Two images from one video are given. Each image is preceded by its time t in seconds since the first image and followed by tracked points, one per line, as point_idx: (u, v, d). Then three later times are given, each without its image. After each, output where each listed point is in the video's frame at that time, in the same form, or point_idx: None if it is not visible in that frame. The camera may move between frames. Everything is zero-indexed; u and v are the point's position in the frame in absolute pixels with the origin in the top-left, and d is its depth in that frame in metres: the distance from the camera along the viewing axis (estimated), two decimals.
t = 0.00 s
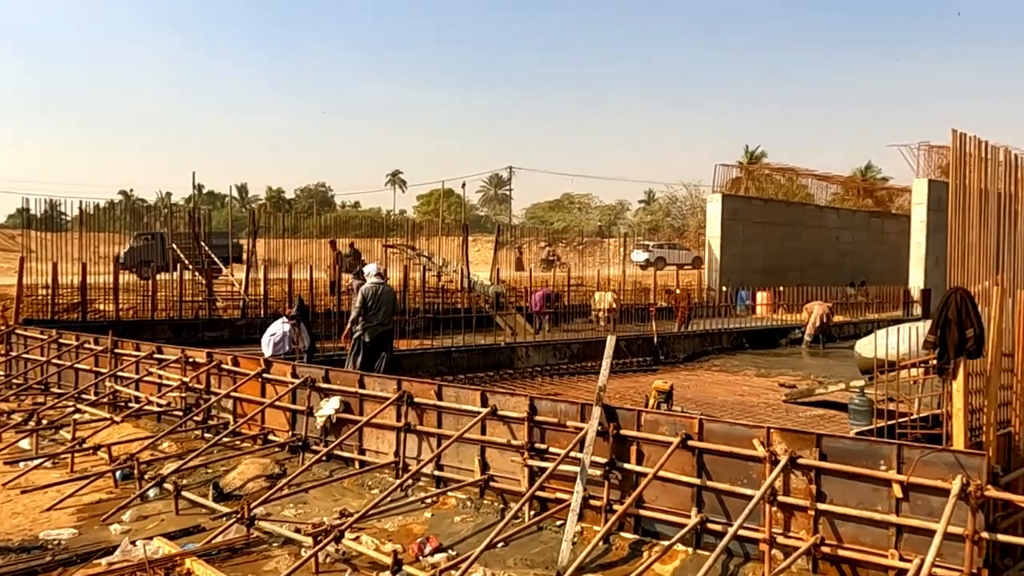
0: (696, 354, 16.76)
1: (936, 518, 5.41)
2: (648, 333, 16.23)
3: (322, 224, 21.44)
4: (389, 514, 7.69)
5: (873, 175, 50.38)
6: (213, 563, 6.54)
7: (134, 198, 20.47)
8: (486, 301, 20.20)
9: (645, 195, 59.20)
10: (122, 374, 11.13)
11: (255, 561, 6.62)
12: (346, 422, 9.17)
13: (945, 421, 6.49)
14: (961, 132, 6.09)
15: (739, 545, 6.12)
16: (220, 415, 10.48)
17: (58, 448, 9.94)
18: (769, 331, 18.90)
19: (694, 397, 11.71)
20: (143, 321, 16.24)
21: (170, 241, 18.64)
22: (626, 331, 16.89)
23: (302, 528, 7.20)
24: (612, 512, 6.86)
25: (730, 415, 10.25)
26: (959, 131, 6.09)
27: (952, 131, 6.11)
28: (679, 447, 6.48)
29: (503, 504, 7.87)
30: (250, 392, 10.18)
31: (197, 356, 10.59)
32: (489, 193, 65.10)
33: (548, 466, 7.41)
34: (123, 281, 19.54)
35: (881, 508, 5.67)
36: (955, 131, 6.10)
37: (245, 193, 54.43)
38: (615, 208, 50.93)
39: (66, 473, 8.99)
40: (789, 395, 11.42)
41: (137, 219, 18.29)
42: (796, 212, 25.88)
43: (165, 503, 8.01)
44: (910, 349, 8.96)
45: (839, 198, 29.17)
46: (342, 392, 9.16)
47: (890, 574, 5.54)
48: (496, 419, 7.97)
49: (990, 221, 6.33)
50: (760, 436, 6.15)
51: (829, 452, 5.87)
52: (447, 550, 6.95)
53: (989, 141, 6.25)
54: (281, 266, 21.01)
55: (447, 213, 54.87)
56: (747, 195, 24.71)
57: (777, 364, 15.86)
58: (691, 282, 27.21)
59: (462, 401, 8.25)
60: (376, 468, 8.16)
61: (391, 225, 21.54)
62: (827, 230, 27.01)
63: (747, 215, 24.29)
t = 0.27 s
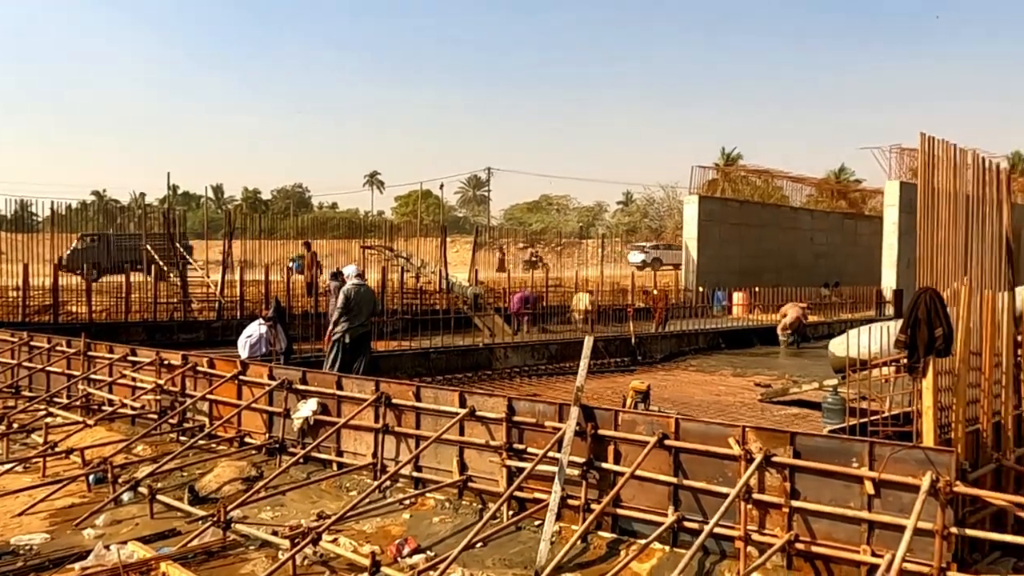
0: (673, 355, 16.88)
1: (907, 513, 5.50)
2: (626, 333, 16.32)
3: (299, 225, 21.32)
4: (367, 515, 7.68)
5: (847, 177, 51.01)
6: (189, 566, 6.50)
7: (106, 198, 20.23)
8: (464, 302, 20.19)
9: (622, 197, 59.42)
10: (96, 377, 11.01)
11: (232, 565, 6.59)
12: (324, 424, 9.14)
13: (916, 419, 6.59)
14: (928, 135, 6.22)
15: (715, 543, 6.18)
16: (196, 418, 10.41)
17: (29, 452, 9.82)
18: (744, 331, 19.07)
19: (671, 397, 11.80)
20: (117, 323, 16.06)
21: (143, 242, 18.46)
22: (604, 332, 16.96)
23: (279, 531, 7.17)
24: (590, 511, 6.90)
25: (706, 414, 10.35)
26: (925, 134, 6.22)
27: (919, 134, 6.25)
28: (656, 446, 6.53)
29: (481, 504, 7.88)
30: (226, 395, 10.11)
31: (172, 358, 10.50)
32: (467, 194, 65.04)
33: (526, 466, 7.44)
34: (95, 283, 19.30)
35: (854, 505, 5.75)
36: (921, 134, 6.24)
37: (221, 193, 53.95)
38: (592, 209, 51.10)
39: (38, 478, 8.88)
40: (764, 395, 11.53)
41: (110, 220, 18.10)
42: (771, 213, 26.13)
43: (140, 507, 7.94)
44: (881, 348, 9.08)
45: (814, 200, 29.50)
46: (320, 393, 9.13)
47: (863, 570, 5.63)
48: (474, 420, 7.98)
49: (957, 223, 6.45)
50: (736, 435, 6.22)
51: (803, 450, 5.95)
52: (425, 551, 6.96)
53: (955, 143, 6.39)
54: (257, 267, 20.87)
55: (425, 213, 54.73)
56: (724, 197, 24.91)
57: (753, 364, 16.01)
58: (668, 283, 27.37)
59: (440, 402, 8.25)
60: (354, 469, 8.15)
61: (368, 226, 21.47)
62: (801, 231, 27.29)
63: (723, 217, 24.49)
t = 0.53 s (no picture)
0: (650, 355, 16.97)
1: (880, 511, 5.58)
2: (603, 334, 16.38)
3: (275, 225, 21.18)
4: (344, 518, 7.65)
5: (821, 178, 51.57)
6: (163, 571, 6.44)
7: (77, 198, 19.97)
8: (442, 304, 20.17)
9: (600, 198, 59.64)
10: (67, 380, 10.88)
11: (207, 569, 6.54)
12: (301, 426, 9.10)
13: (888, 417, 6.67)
14: (900, 138, 6.31)
15: (692, 541, 6.23)
16: (169, 421, 10.31)
17: None
18: (720, 331, 19.22)
19: (648, 397, 11.87)
20: (89, 325, 15.85)
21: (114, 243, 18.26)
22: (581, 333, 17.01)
23: (255, 534, 7.12)
24: (568, 511, 6.92)
25: (683, 414, 10.42)
26: (896, 137, 6.31)
27: (891, 136, 6.34)
28: (633, 446, 6.57)
29: (459, 505, 7.88)
30: (201, 397, 10.03)
31: (145, 360, 10.40)
32: (445, 195, 64.91)
33: (504, 467, 7.46)
34: (66, 284, 19.03)
35: (828, 502, 5.83)
36: (893, 137, 6.33)
37: (196, 194, 53.45)
38: (570, 210, 51.19)
39: (7, 482, 8.75)
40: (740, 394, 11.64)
41: (81, 220, 17.84)
42: (747, 214, 26.35)
43: (112, 511, 7.86)
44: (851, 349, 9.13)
45: (789, 202, 29.79)
46: (296, 395, 9.09)
47: (836, 567, 5.70)
48: (452, 421, 7.98)
49: (928, 224, 6.55)
50: (712, 434, 6.27)
51: (778, 448, 6.01)
52: (403, 553, 6.94)
53: (926, 146, 6.49)
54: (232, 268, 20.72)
55: (403, 214, 54.55)
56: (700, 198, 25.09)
57: (728, 364, 16.14)
58: (645, 283, 27.51)
59: (418, 403, 8.25)
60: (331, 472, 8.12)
61: (345, 227, 21.39)
62: (776, 232, 27.54)
63: (699, 218, 24.66)
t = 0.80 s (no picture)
0: (631, 355, 17.03)
1: (857, 508, 5.63)
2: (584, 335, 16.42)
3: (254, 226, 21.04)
4: (324, 520, 7.61)
5: (800, 180, 52.03)
6: None
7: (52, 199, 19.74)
8: (423, 304, 20.13)
9: (581, 199, 59.78)
10: (42, 383, 10.74)
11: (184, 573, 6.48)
12: (280, 428, 9.04)
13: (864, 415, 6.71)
14: (875, 140, 6.38)
15: (672, 540, 6.26)
16: (147, 423, 10.21)
17: None
18: (700, 331, 19.33)
19: (629, 397, 11.91)
20: (64, 327, 15.64)
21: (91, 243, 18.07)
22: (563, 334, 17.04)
23: (233, 537, 7.07)
24: (549, 511, 6.93)
25: (663, 414, 10.46)
26: (873, 139, 6.38)
27: (867, 139, 6.40)
28: (613, 446, 6.58)
29: (440, 507, 7.87)
30: (179, 399, 9.94)
31: (121, 363, 10.30)
32: (427, 195, 64.72)
33: (484, 467, 7.45)
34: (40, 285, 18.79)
35: (806, 500, 5.87)
36: (869, 139, 6.39)
37: (174, 194, 52.94)
38: (551, 211, 51.25)
39: None
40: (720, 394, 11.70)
41: (57, 220, 17.62)
42: (727, 215, 26.51)
43: (88, 516, 7.77)
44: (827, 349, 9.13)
45: (769, 203, 30.00)
46: (276, 397, 9.04)
47: (814, 564, 5.75)
48: (433, 422, 7.96)
49: (903, 225, 6.62)
50: (691, 434, 6.29)
51: (757, 447, 6.05)
52: (383, 555, 6.92)
53: (901, 148, 6.56)
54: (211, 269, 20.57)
55: (383, 214, 54.32)
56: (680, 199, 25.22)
57: (708, 364, 16.23)
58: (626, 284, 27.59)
59: (399, 405, 8.23)
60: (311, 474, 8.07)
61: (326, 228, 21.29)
62: (756, 233, 27.73)
63: (680, 218, 24.78)
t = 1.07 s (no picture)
0: (610, 355, 17.09)
1: (833, 506, 5.69)
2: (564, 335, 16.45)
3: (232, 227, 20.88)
4: (302, 522, 7.57)
5: (777, 180, 52.49)
6: None
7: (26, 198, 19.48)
8: (403, 305, 20.08)
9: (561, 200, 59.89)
10: (14, 385, 10.60)
11: None
12: (258, 429, 8.98)
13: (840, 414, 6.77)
14: (850, 142, 6.45)
15: (651, 539, 6.28)
16: (122, 426, 10.10)
17: None
18: (680, 331, 19.44)
19: (609, 397, 11.94)
20: (37, 328, 15.42)
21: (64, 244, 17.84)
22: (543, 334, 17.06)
23: (211, 540, 7.01)
24: (529, 511, 6.93)
25: (643, 413, 10.51)
26: (848, 141, 6.45)
27: (842, 140, 6.47)
28: (593, 446, 6.60)
29: (420, 508, 7.85)
30: (155, 401, 9.85)
31: (96, 364, 10.19)
32: (406, 195, 64.53)
33: (464, 468, 7.45)
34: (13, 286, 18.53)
35: (783, 498, 5.91)
36: (844, 140, 6.46)
37: (151, 194, 52.36)
38: (532, 211, 51.28)
39: None
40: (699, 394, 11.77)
41: (30, 221, 17.32)
42: (706, 215, 26.66)
43: (61, 520, 7.67)
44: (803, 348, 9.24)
45: (747, 204, 30.21)
46: (254, 399, 8.98)
47: (791, 561, 5.80)
48: (413, 423, 7.94)
49: (878, 226, 6.70)
50: (670, 433, 6.32)
51: (735, 446, 6.08)
52: (363, 557, 6.89)
53: (876, 150, 6.64)
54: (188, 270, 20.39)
55: (363, 215, 54.08)
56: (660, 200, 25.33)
57: (688, 364, 16.32)
58: (606, 284, 27.67)
59: (378, 406, 8.20)
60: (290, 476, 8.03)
61: (305, 228, 21.18)
62: (734, 233, 27.91)
63: (659, 219, 24.89)
